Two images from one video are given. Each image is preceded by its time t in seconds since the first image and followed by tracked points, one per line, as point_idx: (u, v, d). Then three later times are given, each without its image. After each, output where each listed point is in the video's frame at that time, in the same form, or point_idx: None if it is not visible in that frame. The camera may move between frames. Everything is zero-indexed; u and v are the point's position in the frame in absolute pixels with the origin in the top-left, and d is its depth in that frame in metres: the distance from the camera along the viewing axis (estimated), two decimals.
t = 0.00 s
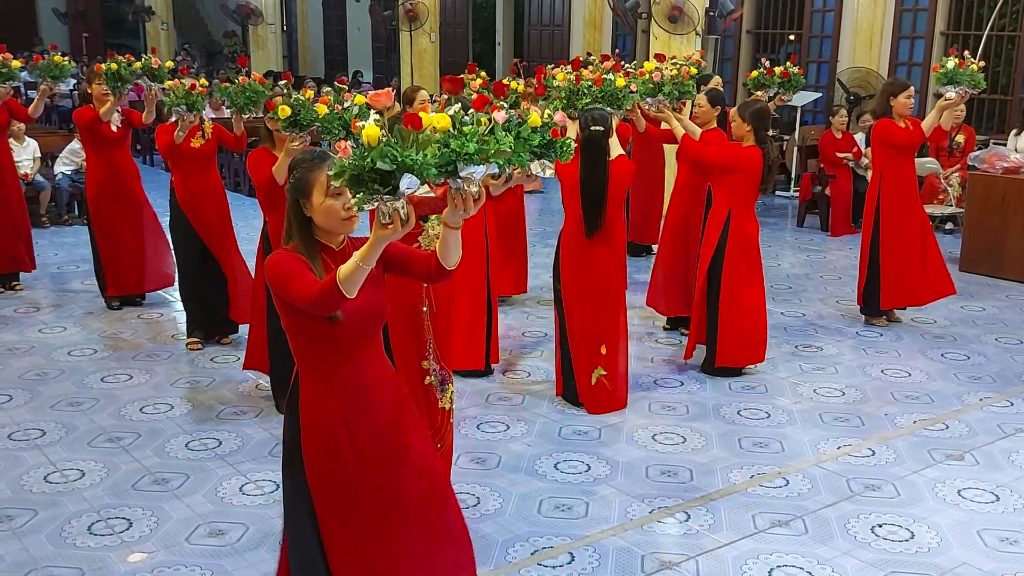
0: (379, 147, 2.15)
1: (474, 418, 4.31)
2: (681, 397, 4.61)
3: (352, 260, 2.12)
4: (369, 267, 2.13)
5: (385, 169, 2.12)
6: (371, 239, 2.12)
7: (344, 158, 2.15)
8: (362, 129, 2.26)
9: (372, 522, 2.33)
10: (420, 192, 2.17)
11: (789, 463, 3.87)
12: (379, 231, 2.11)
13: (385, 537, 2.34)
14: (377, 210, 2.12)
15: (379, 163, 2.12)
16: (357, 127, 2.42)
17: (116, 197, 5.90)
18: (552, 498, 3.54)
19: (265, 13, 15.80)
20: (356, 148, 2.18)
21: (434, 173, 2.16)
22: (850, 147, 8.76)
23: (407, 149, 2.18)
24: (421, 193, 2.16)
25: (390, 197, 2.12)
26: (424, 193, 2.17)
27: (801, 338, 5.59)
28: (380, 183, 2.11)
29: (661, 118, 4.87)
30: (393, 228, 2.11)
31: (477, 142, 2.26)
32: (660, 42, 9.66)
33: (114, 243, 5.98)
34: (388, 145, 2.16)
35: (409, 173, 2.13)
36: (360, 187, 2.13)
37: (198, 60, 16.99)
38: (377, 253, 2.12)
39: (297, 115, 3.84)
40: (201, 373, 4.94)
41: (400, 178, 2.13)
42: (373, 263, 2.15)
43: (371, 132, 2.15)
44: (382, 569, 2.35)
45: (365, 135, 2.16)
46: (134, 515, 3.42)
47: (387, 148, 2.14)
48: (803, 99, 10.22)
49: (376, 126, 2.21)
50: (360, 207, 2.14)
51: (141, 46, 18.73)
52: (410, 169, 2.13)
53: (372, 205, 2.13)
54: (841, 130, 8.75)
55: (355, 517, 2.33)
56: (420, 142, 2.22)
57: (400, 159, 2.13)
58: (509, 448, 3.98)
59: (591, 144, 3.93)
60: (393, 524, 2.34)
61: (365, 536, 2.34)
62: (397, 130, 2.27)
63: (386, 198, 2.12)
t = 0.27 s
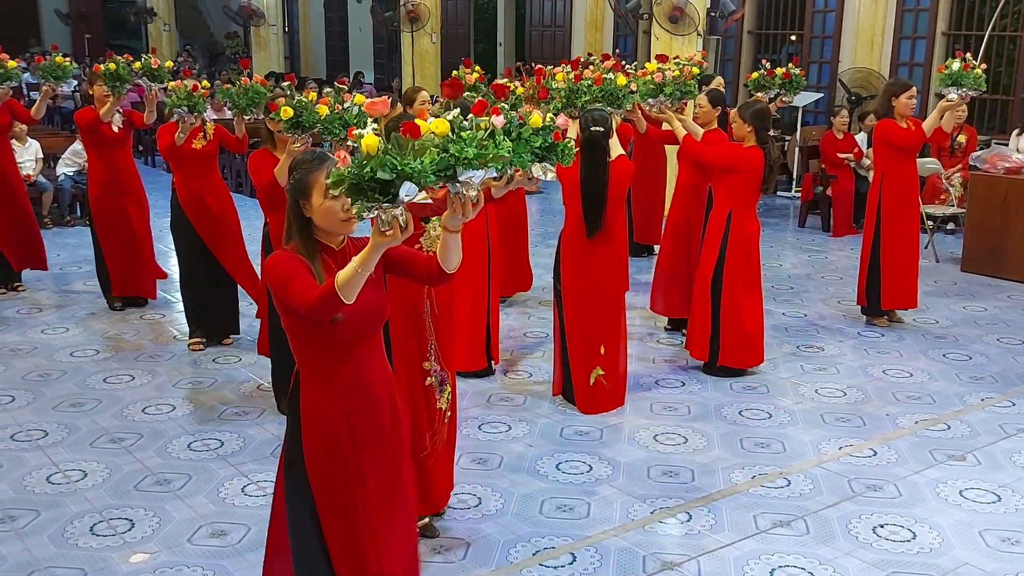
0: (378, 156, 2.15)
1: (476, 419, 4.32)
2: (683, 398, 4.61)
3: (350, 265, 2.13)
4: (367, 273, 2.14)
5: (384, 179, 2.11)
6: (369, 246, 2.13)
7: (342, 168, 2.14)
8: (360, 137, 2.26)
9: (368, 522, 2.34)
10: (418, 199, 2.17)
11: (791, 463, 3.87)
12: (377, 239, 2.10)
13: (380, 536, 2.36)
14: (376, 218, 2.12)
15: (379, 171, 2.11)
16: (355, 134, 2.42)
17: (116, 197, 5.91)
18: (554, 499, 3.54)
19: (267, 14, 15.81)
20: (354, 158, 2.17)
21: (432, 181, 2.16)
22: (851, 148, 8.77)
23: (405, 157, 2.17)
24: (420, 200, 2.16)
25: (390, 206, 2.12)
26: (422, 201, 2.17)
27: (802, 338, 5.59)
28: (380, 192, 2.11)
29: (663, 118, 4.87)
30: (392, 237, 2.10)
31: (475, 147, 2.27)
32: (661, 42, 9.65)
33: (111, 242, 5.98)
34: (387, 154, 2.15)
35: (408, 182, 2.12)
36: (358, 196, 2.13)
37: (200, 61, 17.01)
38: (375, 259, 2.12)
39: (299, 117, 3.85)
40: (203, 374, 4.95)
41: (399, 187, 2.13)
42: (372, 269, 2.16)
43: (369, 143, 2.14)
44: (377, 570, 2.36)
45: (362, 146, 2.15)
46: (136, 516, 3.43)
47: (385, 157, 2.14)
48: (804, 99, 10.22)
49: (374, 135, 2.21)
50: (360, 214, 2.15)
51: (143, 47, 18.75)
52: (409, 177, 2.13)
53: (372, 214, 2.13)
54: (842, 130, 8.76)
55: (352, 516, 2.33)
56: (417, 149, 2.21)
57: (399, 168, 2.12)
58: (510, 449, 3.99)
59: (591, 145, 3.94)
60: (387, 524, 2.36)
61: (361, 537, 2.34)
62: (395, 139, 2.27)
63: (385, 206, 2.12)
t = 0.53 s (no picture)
0: (374, 162, 2.13)
1: (476, 419, 4.31)
2: (684, 399, 4.61)
3: (346, 271, 2.13)
4: (365, 277, 2.14)
5: (381, 186, 2.10)
6: (366, 250, 2.12)
7: (338, 174, 2.13)
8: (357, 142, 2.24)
9: (371, 522, 2.35)
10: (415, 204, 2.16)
11: (792, 464, 3.87)
12: (374, 243, 2.11)
13: (383, 537, 2.36)
14: (373, 224, 2.11)
15: (374, 178, 2.10)
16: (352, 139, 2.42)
17: (117, 197, 5.91)
18: (555, 499, 3.54)
19: (268, 15, 15.82)
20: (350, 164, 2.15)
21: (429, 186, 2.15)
22: (852, 148, 8.76)
23: (401, 163, 2.17)
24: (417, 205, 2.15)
25: (386, 211, 2.12)
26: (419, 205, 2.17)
27: (803, 338, 5.58)
28: (377, 199, 2.10)
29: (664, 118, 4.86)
30: (389, 241, 2.11)
31: (473, 147, 2.28)
32: (663, 43, 9.64)
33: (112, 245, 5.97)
34: (383, 160, 2.13)
35: (404, 188, 2.12)
36: (356, 203, 2.12)
37: (201, 62, 17.02)
38: (372, 264, 2.13)
39: (299, 118, 3.84)
40: (204, 375, 4.95)
41: (397, 192, 2.12)
42: (369, 273, 2.16)
43: (365, 149, 2.12)
44: (380, 569, 2.37)
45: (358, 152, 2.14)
46: (137, 516, 3.42)
47: (382, 163, 2.12)
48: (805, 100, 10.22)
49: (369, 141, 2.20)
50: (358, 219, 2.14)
51: (144, 48, 18.77)
52: (405, 183, 2.12)
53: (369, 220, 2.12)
54: (843, 131, 8.76)
55: (354, 517, 2.34)
56: (413, 154, 2.20)
57: (396, 174, 2.11)
58: (511, 449, 3.99)
59: (592, 146, 3.94)
60: (390, 524, 2.37)
61: (365, 537, 2.35)
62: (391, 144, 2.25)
63: (382, 212, 2.12)
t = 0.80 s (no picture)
0: (374, 164, 2.14)
1: (476, 420, 4.32)
2: (683, 399, 4.61)
3: (345, 274, 2.13)
4: (363, 280, 2.13)
5: (381, 186, 2.10)
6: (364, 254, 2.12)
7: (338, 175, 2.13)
8: (358, 144, 2.25)
9: (373, 524, 2.34)
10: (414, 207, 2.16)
11: (792, 464, 3.87)
12: (372, 246, 2.10)
13: (385, 537, 2.36)
14: (372, 226, 2.11)
15: (374, 179, 2.10)
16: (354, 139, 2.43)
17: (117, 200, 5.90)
18: (555, 500, 3.54)
19: (267, 16, 15.83)
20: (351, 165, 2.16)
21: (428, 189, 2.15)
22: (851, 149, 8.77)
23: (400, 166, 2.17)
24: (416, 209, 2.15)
25: (384, 213, 2.11)
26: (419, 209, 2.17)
27: (803, 339, 5.59)
28: (376, 200, 2.10)
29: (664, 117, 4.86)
30: (387, 243, 2.10)
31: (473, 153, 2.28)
32: (662, 43, 9.62)
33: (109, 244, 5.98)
34: (383, 162, 2.14)
35: (403, 190, 2.12)
36: (355, 204, 2.12)
37: (200, 63, 17.01)
38: (370, 267, 2.12)
39: (298, 122, 3.81)
40: (204, 376, 4.95)
41: (396, 195, 2.12)
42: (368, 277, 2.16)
43: (366, 150, 2.13)
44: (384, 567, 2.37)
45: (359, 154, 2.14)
46: (136, 518, 3.42)
47: (381, 165, 2.12)
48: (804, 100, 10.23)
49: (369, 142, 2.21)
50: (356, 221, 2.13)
51: (144, 50, 18.77)
52: (405, 185, 2.12)
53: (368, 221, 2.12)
54: (842, 131, 8.76)
55: (357, 518, 2.34)
56: (413, 158, 2.21)
57: (395, 176, 2.11)
58: (510, 450, 3.99)
59: (591, 147, 3.94)
60: (393, 523, 2.36)
61: (368, 539, 2.35)
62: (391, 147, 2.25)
63: (381, 214, 2.11)
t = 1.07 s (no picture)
0: (374, 172, 2.13)
1: (476, 420, 4.32)
2: (683, 399, 4.61)
3: (348, 287, 2.14)
4: (365, 294, 2.15)
5: (382, 195, 2.09)
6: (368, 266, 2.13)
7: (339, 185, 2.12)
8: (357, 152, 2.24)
9: (376, 525, 2.34)
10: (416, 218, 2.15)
11: (792, 464, 3.87)
12: (376, 259, 2.11)
13: (388, 539, 2.36)
14: (373, 237, 2.11)
15: (375, 187, 2.09)
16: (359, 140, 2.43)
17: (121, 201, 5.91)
18: (555, 500, 3.54)
19: (266, 17, 15.83)
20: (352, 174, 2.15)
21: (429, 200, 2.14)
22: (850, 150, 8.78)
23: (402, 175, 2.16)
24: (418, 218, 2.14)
25: (386, 223, 2.10)
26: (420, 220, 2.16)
27: (803, 339, 5.59)
28: (377, 209, 2.08)
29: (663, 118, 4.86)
30: (390, 256, 2.11)
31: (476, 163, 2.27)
32: (661, 44, 9.60)
33: (111, 243, 5.99)
34: (384, 170, 2.13)
35: (404, 198, 2.10)
36: (356, 214, 2.10)
37: (200, 64, 17.01)
38: (373, 281, 2.13)
39: (296, 123, 3.80)
40: (203, 376, 4.95)
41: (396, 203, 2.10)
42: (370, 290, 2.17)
43: (366, 160, 2.12)
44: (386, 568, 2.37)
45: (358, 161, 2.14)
46: (136, 518, 3.42)
47: (382, 173, 2.11)
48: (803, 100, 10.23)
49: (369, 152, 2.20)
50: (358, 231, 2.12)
51: (143, 50, 18.78)
52: (405, 193, 2.10)
53: (369, 232, 2.10)
54: (841, 132, 8.76)
55: (359, 520, 2.34)
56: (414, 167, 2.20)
57: (396, 183, 2.09)
58: (510, 450, 3.99)
59: (589, 147, 3.94)
60: (396, 522, 2.37)
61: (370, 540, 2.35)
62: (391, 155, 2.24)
63: (383, 223, 2.10)
